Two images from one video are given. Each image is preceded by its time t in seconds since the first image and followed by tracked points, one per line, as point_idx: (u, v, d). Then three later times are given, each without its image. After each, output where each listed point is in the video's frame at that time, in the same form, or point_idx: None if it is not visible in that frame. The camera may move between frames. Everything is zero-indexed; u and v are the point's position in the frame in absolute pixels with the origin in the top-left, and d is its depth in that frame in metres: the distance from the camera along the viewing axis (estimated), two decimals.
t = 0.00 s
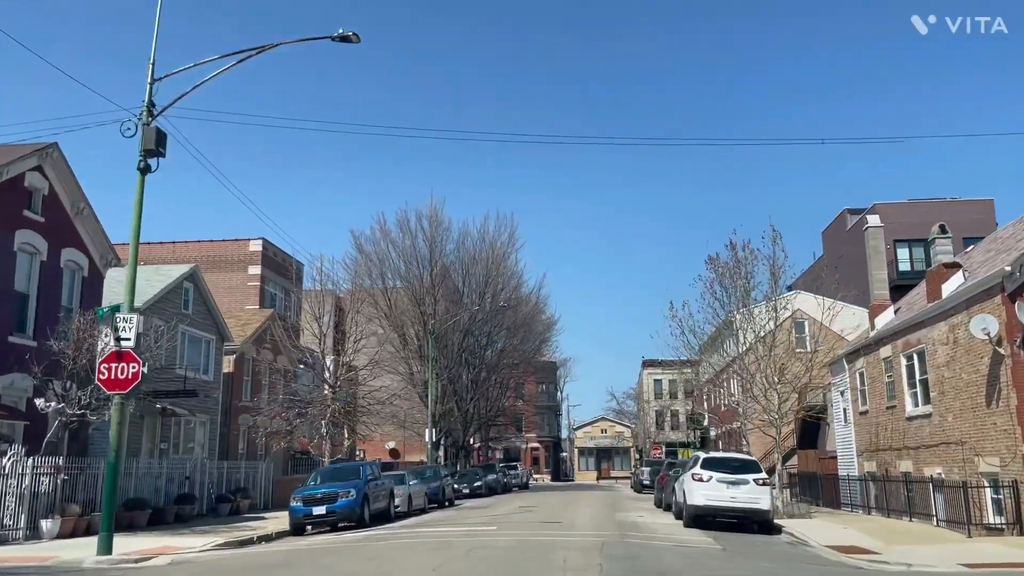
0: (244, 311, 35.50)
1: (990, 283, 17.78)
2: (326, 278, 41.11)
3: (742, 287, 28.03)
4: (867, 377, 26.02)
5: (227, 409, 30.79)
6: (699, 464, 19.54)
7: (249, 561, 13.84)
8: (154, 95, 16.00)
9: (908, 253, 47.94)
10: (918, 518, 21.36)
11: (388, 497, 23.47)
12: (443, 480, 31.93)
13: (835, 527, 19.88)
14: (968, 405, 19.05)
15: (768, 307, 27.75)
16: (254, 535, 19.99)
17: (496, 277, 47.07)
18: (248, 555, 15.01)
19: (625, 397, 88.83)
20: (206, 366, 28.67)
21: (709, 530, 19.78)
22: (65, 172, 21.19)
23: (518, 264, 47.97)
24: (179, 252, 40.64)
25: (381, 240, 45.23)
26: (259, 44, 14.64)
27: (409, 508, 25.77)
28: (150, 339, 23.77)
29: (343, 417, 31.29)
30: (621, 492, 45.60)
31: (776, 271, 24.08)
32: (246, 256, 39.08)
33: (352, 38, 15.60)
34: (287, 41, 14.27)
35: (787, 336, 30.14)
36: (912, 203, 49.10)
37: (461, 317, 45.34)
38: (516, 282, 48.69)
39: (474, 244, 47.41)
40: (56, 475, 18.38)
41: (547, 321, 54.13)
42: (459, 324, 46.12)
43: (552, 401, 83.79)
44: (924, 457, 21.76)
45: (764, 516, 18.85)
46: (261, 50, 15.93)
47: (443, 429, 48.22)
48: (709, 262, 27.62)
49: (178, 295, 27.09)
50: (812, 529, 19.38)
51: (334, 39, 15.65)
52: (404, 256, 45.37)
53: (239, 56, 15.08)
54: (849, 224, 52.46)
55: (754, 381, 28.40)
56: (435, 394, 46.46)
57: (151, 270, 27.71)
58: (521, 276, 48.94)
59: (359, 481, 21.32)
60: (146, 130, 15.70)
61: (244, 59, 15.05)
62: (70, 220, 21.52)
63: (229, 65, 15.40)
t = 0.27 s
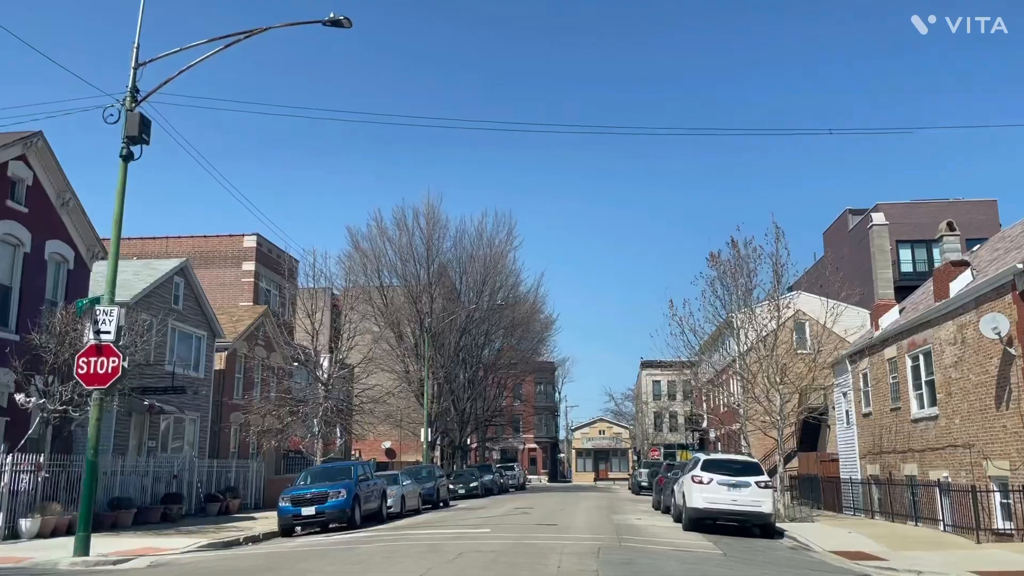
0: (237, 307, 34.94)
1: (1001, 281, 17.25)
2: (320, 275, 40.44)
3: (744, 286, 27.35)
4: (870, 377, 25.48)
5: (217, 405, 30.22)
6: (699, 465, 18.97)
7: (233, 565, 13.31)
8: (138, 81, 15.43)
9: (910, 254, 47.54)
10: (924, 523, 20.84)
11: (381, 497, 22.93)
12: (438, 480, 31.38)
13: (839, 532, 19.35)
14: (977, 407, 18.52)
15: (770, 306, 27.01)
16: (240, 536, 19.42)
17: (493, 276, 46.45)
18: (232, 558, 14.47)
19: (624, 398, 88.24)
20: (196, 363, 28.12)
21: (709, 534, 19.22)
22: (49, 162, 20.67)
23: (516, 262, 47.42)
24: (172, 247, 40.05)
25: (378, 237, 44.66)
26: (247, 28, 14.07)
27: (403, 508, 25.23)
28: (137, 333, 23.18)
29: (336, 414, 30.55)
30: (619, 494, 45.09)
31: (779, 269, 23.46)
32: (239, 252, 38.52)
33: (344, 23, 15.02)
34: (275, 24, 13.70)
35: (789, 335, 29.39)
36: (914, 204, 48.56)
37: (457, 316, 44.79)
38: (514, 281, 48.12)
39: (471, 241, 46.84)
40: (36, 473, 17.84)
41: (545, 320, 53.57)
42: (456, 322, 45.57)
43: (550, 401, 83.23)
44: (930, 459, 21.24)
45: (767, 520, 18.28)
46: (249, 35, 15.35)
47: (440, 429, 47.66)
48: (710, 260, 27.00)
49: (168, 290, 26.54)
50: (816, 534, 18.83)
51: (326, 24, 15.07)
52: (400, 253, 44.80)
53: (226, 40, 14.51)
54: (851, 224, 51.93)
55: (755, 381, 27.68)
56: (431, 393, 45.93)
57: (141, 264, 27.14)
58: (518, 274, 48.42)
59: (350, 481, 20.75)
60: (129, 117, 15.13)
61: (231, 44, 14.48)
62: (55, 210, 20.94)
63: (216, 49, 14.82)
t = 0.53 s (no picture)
0: (230, 304, 34.40)
1: (1012, 278, 16.72)
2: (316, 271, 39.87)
3: (747, 284, 26.78)
4: (875, 378, 24.93)
5: (208, 402, 29.62)
6: (699, 467, 18.43)
7: (216, 567, 12.79)
8: (122, 65, 14.89)
9: (912, 254, 47.07)
10: (930, 527, 20.31)
11: (373, 497, 22.38)
12: (433, 481, 30.82)
13: (843, 536, 18.82)
14: (987, 409, 17.99)
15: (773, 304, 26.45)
16: (227, 537, 18.84)
17: (492, 275, 45.87)
18: (215, 560, 13.94)
19: (622, 398, 87.68)
20: (187, 359, 27.57)
21: (710, 537, 18.66)
22: (37, 152, 20.15)
23: (515, 260, 46.84)
24: (166, 242, 39.50)
25: (375, 233, 44.13)
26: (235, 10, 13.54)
27: (396, 509, 24.67)
28: (125, 328, 22.63)
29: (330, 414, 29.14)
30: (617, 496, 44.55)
31: (782, 265, 22.91)
32: (234, 247, 37.99)
33: (336, 6, 14.50)
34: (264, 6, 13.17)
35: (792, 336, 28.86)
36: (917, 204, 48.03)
37: (455, 314, 44.24)
38: (512, 279, 47.55)
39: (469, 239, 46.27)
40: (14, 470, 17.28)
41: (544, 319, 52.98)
42: (453, 321, 45.02)
43: (549, 402, 82.64)
44: (936, 462, 20.72)
45: (769, 523, 17.74)
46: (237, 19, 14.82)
47: (436, 429, 47.10)
48: (711, 258, 26.46)
49: (159, 284, 26.00)
50: (820, 538, 18.29)
51: (318, 7, 14.53)
52: (398, 250, 44.25)
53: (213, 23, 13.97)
54: (853, 224, 51.40)
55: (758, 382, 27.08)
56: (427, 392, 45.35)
57: (131, 258, 26.59)
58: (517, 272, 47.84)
59: (341, 481, 20.18)
60: (111, 102, 14.59)
61: (218, 27, 13.95)
62: (39, 201, 20.37)
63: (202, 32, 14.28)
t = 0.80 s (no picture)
0: (224, 302, 33.84)
1: None
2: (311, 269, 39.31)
3: (748, 283, 26.18)
4: (880, 379, 24.35)
5: (200, 401, 29.04)
6: (700, 469, 17.86)
7: (197, 570, 12.22)
8: (103, 48, 14.33)
9: (916, 256, 46.58)
10: (938, 532, 19.77)
11: (365, 498, 21.80)
12: (429, 482, 30.23)
13: (849, 541, 18.25)
14: (997, 410, 17.44)
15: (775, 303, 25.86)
16: (214, 539, 18.23)
17: (490, 273, 45.31)
18: (197, 563, 13.38)
19: (621, 400, 87.08)
20: (177, 357, 26.99)
21: (712, 541, 18.06)
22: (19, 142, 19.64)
23: (513, 259, 46.25)
24: (159, 239, 38.93)
25: (371, 231, 43.60)
26: None
27: (389, 511, 24.08)
28: (112, 324, 22.05)
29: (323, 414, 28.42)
30: (616, 498, 43.98)
31: (785, 262, 22.33)
32: (228, 244, 37.43)
33: None
34: None
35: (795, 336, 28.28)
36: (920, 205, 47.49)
37: (452, 313, 43.67)
38: (511, 278, 46.97)
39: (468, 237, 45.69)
40: None
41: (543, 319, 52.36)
42: (451, 320, 44.46)
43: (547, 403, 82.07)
44: (944, 465, 20.15)
45: (773, 528, 17.16)
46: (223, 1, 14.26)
47: (433, 429, 46.53)
48: (711, 256, 25.84)
49: (148, 279, 25.42)
50: (825, 543, 17.71)
51: None
52: (395, 248, 43.71)
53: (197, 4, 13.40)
54: (856, 224, 50.85)
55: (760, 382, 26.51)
56: (424, 392, 44.79)
57: (120, 252, 26.00)
58: (516, 271, 47.26)
59: (332, 482, 19.58)
60: (91, 85, 14.00)
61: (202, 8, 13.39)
62: (20, 190, 19.78)
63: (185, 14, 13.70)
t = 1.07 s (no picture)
0: (217, 299, 33.19)
1: None
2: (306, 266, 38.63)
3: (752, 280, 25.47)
4: (888, 380, 23.68)
5: (190, 398, 28.38)
6: (704, 472, 17.17)
7: None
8: (79, 28, 13.69)
9: (921, 256, 45.90)
10: (949, 538, 19.09)
11: (357, 500, 21.13)
12: (425, 484, 29.55)
13: (858, 547, 17.58)
14: (1013, 412, 16.78)
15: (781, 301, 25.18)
16: (198, 542, 17.57)
17: (489, 272, 44.59)
18: (175, 569, 12.71)
19: (622, 401, 86.34)
20: (167, 355, 26.33)
21: (715, 547, 17.39)
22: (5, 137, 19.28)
23: (512, 258, 45.53)
24: (152, 235, 38.28)
25: (369, 228, 42.92)
26: None
27: (383, 513, 23.41)
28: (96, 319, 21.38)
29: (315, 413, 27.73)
30: (615, 501, 43.30)
31: (792, 258, 21.67)
32: (222, 241, 36.76)
33: None
34: None
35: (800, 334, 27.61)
36: (926, 204, 46.81)
37: (450, 311, 42.99)
38: (510, 277, 46.26)
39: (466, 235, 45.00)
40: None
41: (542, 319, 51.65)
42: (448, 319, 43.78)
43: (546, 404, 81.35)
44: (956, 468, 19.48)
45: (779, 534, 16.47)
46: None
47: (430, 430, 45.83)
48: (716, 252, 25.22)
49: (136, 274, 24.75)
50: (833, 549, 17.04)
51: None
52: (392, 245, 43.05)
53: None
54: (860, 225, 50.19)
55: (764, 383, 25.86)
56: (421, 392, 44.13)
57: (108, 247, 25.32)
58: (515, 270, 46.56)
59: (321, 483, 18.92)
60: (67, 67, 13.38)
61: None
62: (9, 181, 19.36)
63: None
